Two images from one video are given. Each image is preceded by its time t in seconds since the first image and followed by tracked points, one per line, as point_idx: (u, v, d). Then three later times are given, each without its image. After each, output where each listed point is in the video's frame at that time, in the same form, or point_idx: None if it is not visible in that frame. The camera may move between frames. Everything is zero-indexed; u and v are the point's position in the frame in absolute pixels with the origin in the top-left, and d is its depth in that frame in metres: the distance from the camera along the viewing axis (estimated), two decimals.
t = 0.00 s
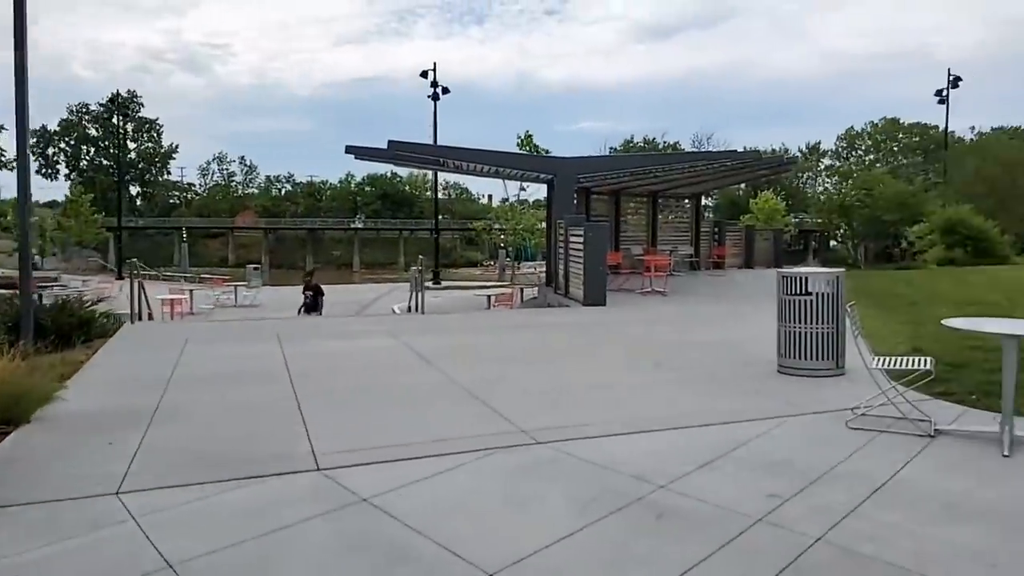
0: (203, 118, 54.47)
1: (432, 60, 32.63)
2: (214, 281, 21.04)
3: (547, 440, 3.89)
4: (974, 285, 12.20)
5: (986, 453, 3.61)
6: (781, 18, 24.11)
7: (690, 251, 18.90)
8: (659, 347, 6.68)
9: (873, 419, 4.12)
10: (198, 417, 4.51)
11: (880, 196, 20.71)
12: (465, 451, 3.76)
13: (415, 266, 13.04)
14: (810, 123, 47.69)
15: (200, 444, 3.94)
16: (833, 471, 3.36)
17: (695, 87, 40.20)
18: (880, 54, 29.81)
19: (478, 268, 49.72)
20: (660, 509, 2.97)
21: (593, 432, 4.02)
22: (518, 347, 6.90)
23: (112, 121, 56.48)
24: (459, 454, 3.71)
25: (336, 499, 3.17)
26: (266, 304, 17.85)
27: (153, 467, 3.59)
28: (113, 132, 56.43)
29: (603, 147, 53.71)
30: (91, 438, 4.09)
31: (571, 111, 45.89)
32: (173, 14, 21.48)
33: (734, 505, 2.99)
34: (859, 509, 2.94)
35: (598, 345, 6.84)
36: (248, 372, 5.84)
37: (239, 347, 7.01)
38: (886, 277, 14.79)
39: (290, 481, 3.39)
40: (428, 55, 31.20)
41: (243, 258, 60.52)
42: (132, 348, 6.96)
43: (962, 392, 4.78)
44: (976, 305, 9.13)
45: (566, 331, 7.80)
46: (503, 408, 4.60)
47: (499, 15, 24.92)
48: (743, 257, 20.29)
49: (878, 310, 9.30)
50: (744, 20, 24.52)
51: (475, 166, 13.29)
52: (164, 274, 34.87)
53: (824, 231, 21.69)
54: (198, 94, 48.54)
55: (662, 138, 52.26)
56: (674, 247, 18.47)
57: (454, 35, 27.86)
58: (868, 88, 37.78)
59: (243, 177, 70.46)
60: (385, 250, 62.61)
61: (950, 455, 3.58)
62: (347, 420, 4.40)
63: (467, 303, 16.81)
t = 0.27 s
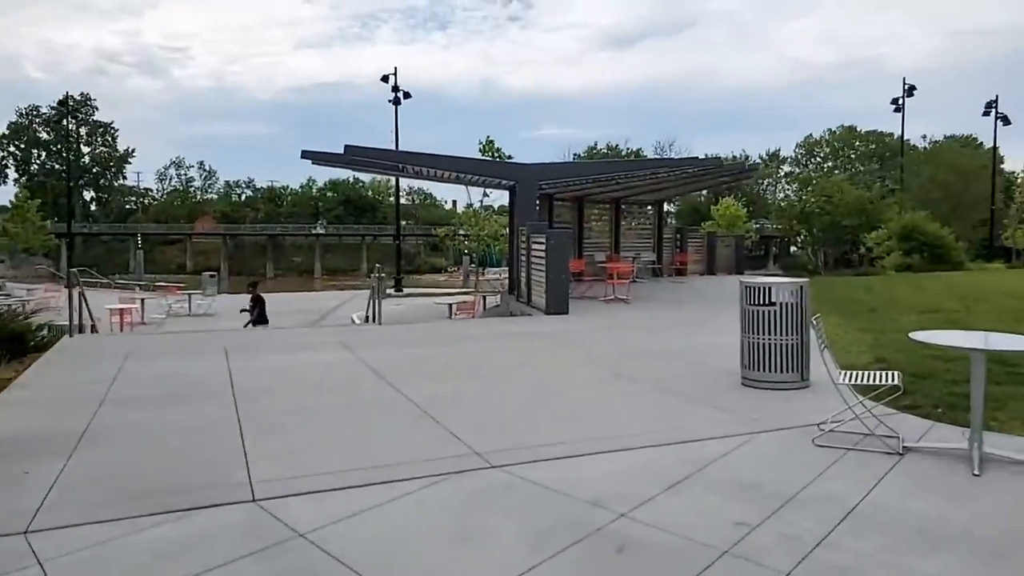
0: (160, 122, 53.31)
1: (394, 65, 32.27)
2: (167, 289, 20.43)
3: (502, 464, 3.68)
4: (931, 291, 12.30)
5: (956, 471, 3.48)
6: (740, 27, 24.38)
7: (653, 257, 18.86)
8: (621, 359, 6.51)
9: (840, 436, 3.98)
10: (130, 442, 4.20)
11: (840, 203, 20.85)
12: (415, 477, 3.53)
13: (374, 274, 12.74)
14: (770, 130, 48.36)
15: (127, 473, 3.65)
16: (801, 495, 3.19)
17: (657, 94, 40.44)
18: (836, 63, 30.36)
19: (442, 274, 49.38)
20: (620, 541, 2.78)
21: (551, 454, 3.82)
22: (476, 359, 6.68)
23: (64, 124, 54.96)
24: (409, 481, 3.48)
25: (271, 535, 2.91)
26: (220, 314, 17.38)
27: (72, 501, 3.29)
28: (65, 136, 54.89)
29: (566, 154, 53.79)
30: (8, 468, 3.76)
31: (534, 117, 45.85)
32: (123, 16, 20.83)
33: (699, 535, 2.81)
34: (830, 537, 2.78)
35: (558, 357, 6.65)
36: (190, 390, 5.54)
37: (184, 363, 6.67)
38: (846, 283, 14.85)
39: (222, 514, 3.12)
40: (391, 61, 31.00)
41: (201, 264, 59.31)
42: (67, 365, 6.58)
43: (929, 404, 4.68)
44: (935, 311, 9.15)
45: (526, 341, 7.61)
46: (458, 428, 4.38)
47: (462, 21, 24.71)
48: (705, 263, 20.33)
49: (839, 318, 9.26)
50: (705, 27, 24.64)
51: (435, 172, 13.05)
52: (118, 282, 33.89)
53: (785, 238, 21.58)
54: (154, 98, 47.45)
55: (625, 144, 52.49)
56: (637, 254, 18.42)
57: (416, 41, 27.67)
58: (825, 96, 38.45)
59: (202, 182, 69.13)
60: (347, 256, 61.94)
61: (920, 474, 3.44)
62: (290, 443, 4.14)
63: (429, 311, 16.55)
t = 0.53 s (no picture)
0: (120, 128, 52.16)
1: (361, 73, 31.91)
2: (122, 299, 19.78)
3: (462, 489, 3.43)
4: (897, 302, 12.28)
5: (939, 491, 3.30)
6: (707, 38, 24.52)
7: (621, 267, 18.76)
8: (588, 371, 6.31)
9: (816, 454, 3.80)
10: (59, 467, 3.87)
11: (806, 213, 21.15)
12: (367, 505, 3.26)
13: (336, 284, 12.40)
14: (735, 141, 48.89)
15: (54, 502, 3.35)
16: (780, 520, 2.99)
17: (625, 104, 40.61)
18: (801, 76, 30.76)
19: (408, 284, 48.90)
20: None
21: (515, 477, 3.58)
22: (438, 373, 6.43)
23: (19, 130, 53.49)
24: (361, 509, 3.21)
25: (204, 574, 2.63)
26: (178, 325, 16.87)
27: None
28: (21, 142, 53.43)
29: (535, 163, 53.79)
30: None
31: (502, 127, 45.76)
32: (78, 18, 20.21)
33: (672, 568, 2.59)
34: (814, 570, 2.57)
35: (524, 370, 6.42)
36: (132, 409, 5.19)
37: (129, 378, 6.30)
38: (813, 293, 14.83)
39: (152, 551, 2.83)
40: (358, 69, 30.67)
41: (162, 273, 58.06)
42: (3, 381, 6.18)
43: (905, 418, 4.52)
44: (904, 321, 9.07)
45: (491, 354, 7.36)
46: (416, 450, 4.11)
47: (431, 30, 24.55)
48: (672, 273, 20.30)
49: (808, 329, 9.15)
50: (673, 39, 24.73)
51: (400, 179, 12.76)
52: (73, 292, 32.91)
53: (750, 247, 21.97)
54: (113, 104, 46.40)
55: (592, 154, 52.65)
56: (605, 263, 18.32)
57: (384, 50, 27.41)
58: (789, 108, 38.93)
59: (163, 190, 67.81)
60: (313, 265, 61.12)
61: (903, 495, 3.26)
62: (235, 468, 3.85)
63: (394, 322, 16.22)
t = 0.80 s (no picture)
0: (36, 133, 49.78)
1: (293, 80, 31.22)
2: (32, 314, 18.66)
3: (397, 526, 3.16)
4: (829, 313, 12.47)
5: (892, 514, 3.17)
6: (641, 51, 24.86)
7: (558, 277, 18.70)
8: (528, 389, 6.09)
9: (765, 477, 3.65)
10: None
11: (738, 225, 21.54)
12: (290, 547, 2.96)
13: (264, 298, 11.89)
14: (668, 154, 49.80)
15: None
16: (735, 553, 2.81)
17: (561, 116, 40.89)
18: (731, 91, 31.51)
19: (343, 295, 48.01)
20: None
21: (453, 511, 3.33)
22: (371, 392, 6.12)
23: None
24: (282, 552, 2.90)
25: None
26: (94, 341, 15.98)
27: None
28: None
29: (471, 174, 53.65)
30: None
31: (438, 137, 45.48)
32: None
33: None
34: None
35: (463, 389, 6.15)
36: (30, 439, 4.72)
37: (31, 403, 5.78)
38: (747, 304, 15.02)
39: None
40: (290, 76, 30.00)
41: (82, 285, 55.51)
42: None
43: (850, 435, 4.44)
44: (838, 333, 9.15)
45: (426, 371, 7.08)
46: (345, 481, 3.82)
47: (366, 38, 24.14)
48: (609, 284, 20.35)
49: (745, 341, 9.13)
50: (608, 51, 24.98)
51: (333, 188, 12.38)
52: None
53: (683, 258, 22.31)
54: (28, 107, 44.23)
55: (529, 165, 52.85)
56: (543, 274, 18.22)
57: (318, 57, 26.90)
58: (720, 122, 39.85)
59: (83, 199, 65.01)
60: (242, 276, 59.41)
61: (857, 520, 3.12)
62: (141, 507, 3.47)
63: (326, 336, 15.72)
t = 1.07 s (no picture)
0: None
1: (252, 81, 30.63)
2: None
3: (353, 550, 2.91)
4: (793, 318, 12.44)
5: (881, 531, 3.00)
6: (604, 56, 24.90)
7: (522, 283, 18.49)
8: (493, 399, 5.85)
9: (744, 491, 3.47)
10: None
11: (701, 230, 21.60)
12: None
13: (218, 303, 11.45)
14: (631, 160, 50.18)
15: None
16: None
17: (524, 122, 40.86)
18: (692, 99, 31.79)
19: (302, 301, 47.20)
20: None
21: (412, 533, 3.08)
22: (329, 403, 5.83)
23: None
24: None
25: None
26: (39, 349, 15.32)
27: None
28: None
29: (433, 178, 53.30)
30: None
31: (400, 141, 45.07)
32: None
33: None
34: None
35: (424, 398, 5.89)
36: None
37: None
38: (711, 309, 14.99)
39: None
40: (248, 77, 29.50)
41: (29, 290, 53.67)
42: None
43: (829, 445, 4.27)
44: (804, 339, 9.08)
45: (387, 380, 6.79)
46: (298, 500, 3.56)
47: (326, 40, 23.80)
48: (574, 289, 20.19)
49: (711, 347, 9.00)
50: (573, 55, 24.96)
51: (291, 190, 12.00)
52: None
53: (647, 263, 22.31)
54: None
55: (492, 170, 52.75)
56: (508, 279, 18.01)
57: (278, 58, 26.44)
58: (681, 129, 40.18)
59: (32, 202, 63.04)
60: (198, 282, 58.08)
61: (845, 539, 2.94)
62: (69, 534, 3.16)
63: (284, 343, 15.29)
